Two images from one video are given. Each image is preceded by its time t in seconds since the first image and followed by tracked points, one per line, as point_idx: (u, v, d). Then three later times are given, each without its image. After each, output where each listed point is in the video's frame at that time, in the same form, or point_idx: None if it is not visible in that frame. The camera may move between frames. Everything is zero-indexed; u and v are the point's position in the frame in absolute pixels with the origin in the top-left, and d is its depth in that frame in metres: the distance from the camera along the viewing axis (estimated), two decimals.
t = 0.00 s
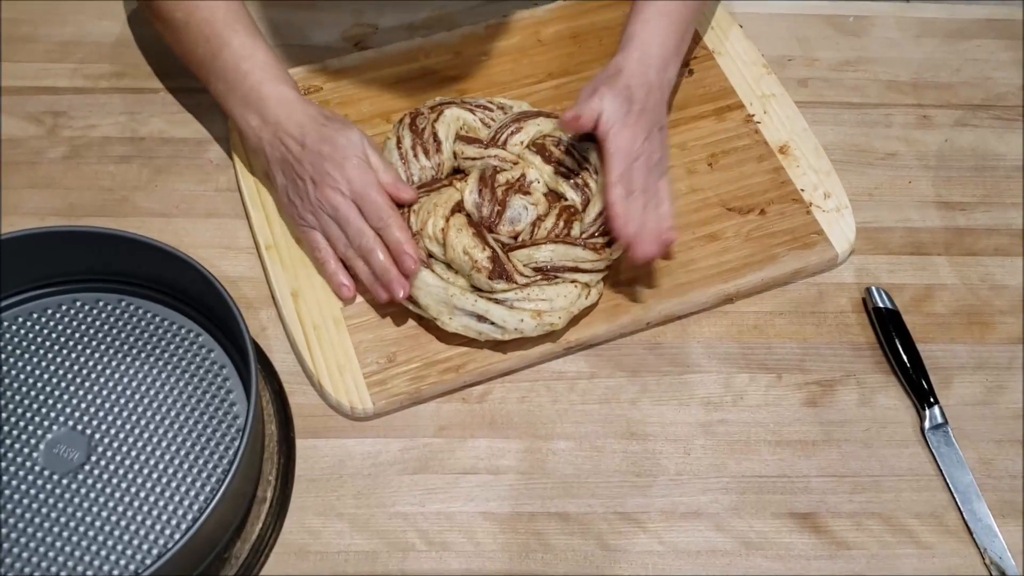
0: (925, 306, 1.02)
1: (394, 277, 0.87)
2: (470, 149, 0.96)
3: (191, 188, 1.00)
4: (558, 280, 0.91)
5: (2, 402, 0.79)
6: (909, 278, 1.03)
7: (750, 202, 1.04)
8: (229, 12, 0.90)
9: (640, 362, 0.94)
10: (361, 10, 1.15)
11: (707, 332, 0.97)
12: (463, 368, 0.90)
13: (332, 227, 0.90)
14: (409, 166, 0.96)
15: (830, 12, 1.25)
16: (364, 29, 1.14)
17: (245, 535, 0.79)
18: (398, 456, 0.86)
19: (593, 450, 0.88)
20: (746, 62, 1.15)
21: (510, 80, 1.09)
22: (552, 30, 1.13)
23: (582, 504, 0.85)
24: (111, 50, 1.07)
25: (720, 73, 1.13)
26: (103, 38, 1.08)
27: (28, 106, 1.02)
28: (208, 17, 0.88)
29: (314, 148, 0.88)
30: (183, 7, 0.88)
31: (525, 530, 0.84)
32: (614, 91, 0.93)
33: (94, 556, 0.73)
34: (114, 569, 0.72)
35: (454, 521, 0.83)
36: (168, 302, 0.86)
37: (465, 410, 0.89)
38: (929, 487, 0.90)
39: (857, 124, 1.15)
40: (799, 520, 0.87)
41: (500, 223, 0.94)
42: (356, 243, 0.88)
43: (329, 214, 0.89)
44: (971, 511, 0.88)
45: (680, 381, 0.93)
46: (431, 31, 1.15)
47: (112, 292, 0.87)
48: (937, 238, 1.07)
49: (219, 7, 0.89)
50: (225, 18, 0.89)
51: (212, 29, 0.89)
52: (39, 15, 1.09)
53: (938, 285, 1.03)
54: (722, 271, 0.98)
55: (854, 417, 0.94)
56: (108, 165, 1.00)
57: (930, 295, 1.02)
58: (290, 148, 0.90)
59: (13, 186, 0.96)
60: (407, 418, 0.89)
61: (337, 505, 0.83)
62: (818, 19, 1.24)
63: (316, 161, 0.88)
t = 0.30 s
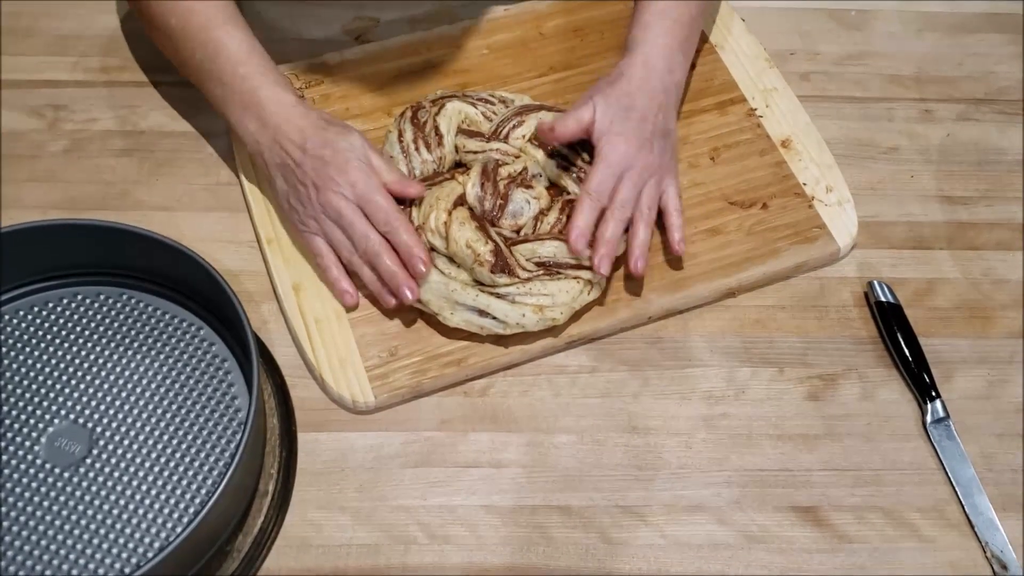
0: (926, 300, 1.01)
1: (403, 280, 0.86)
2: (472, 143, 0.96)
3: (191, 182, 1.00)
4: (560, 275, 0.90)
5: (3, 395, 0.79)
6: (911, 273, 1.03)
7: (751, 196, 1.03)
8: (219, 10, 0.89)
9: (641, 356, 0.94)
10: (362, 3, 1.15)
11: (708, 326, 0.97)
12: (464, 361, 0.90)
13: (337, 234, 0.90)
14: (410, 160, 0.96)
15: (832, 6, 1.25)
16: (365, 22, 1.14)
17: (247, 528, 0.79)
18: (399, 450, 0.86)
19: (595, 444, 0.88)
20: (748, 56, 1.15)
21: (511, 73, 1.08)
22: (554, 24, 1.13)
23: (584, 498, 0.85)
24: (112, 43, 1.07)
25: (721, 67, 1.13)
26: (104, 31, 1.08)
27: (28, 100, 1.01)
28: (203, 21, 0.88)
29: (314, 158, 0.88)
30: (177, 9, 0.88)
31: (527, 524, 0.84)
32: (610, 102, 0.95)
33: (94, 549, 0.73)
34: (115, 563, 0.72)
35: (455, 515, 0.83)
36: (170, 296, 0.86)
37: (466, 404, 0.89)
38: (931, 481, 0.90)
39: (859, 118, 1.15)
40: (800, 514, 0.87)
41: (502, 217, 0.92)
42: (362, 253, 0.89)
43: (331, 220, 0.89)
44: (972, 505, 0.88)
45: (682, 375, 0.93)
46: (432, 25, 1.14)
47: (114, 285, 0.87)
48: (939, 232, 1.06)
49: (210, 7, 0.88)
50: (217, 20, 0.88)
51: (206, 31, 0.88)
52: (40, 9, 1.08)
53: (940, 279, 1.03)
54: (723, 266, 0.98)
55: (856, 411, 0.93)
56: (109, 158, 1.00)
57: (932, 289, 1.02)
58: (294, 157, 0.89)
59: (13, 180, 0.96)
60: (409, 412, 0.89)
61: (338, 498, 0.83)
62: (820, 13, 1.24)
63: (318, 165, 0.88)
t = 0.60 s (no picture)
0: (925, 295, 1.02)
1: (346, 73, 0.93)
2: (472, 138, 0.97)
3: (192, 177, 1.00)
4: (559, 269, 0.91)
5: (3, 389, 0.80)
6: (909, 268, 1.03)
7: (749, 193, 1.04)
8: None
9: (640, 350, 0.94)
10: None
11: (707, 320, 0.97)
12: (463, 355, 0.90)
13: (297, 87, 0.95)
14: (410, 154, 0.95)
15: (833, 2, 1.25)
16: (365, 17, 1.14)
17: (247, 521, 0.79)
18: (399, 444, 0.87)
19: (594, 437, 0.89)
20: (747, 52, 1.15)
21: (511, 69, 1.09)
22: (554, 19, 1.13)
23: (583, 491, 0.86)
24: (112, 38, 1.07)
25: (721, 62, 1.13)
26: (104, 26, 1.08)
27: (28, 95, 1.02)
28: None
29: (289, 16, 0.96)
30: None
31: (526, 517, 0.84)
32: None
33: (94, 542, 0.73)
34: (115, 556, 0.73)
35: (455, 508, 0.84)
36: (170, 290, 0.87)
37: (465, 398, 0.90)
38: (929, 475, 0.90)
39: (857, 114, 1.15)
40: (799, 507, 0.87)
41: (502, 211, 0.95)
42: (303, 89, 0.93)
43: (297, 63, 0.96)
44: (970, 498, 0.88)
45: (681, 369, 0.94)
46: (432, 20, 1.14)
47: (114, 279, 0.87)
48: (938, 227, 1.07)
49: None
50: None
51: None
52: (40, 4, 1.08)
53: (938, 274, 1.03)
54: (722, 260, 0.98)
55: (854, 405, 0.94)
56: (109, 153, 1.00)
57: (930, 284, 1.02)
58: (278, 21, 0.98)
59: (14, 174, 0.96)
60: (408, 406, 0.89)
61: (338, 491, 0.84)
62: (820, 9, 1.24)
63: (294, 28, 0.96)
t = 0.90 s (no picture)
0: (923, 292, 1.02)
1: None
2: (471, 135, 0.96)
3: (191, 174, 1.00)
4: (558, 267, 0.91)
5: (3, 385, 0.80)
6: (908, 266, 1.03)
7: (747, 189, 1.03)
8: None
9: (639, 348, 0.94)
10: None
11: (706, 318, 0.97)
12: (462, 352, 0.90)
13: None
14: (409, 152, 0.95)
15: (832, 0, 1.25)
16: (363, 15, 1.14)
17: (246, 518, 0.79)
18: (397, 441, 0.87)
19: (593, 434, 0.89)
20: (746, 50, 1.15)
21: (510, 67, 1.09)
22: (553, 18, 1.13)
23: (582, 489, 0.86)
24: (111, 35, 1.07)
25: (721, 60, 1.13)
26: (103, 24, 1.08)
27: (28, 92, 1.01)
28: None
29: None
30: None
31: (525, 514, 0.84)
32: None
33: (93, 538, 0.73)
34: (114, 552, 0.73)
35: (453, 505, 0.84)
36: (168, 287, 0.87)
37: (464, 395, 0.90)
38: (927, 472, 0.91)
39: (856, 112, 1.15)
40: (797, 505, 0.88)
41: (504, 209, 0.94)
42: None
43: None
44: (968, 495, 0.88)
45: (680, 366, 0.94)
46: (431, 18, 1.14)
47: (113, 276, 0.87)
48: (937, 225, 1.07)
49: None
50: None
51: None
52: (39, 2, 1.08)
53: (937, 272, 1.03)
54: (720, 257, 0.98)
55: (852, 402, 0.94)
56: (108, 150, 1.00)
57: (929, 282, 1.02)
58: None
59: (13, 172, 0.96)
60: (407, 403, 0.89)
61: (337, 489, 0.84)
62: (819, 7, 1.24)
63: None
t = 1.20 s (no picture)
0: (922, 291, 1.02)
1: None
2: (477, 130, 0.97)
3: (192, 172, 1.00)
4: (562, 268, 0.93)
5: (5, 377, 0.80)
6: (908, 263, 1.03)
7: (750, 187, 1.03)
8: None
9: (640, 347, 0.94)
10: None
11: (705, 315, 0.97)
12: (463, 351, 0.91)
13: None
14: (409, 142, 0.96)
15: None
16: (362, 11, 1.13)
17: (246, 514, 0.81)
18: (398, 440, 0.87)
19: (594, 433, 0.89)
20: (746, 48, 1.14)
21: (510, 66, 1.09)
22: (553, 16, 1.13)
23: (583, 487, 0.86)
24: (111, 32, 1.07)
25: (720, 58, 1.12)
26: (102, 20, 1.07)
27: (28, 91, 1.02)
28: None
29: None
30: None
31: (526, 512, 0.84)
32: None
33: (91, 532, 0.74)
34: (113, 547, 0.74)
35: (455, 503, 0.84)
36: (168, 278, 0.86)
37: (465, 394, 0.90)
38: (927, 470, 0.91)
39: (857, 110, 1.15)
40: (797, 503, 0.88)
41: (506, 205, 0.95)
42: None
43: None
44: (970, 492, 0.89)
45: (681, 365, 0.94)
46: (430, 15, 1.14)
47: (113, 267, 0.86)
48: (936, 224, 1.07)
49: None
50: None
51: None
52: None
53: (937, 270, 1.03)
54: (721, 258, 0.99)
55: (850, 401, 0.94)
56: (109, 148, 1.00)
57: (930, 280, 1.02)
58: None
59: (17, 171, 0.97)
60: (407, 402, 0.89)
61: (338, 488, 0.84)
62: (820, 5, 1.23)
63: None
